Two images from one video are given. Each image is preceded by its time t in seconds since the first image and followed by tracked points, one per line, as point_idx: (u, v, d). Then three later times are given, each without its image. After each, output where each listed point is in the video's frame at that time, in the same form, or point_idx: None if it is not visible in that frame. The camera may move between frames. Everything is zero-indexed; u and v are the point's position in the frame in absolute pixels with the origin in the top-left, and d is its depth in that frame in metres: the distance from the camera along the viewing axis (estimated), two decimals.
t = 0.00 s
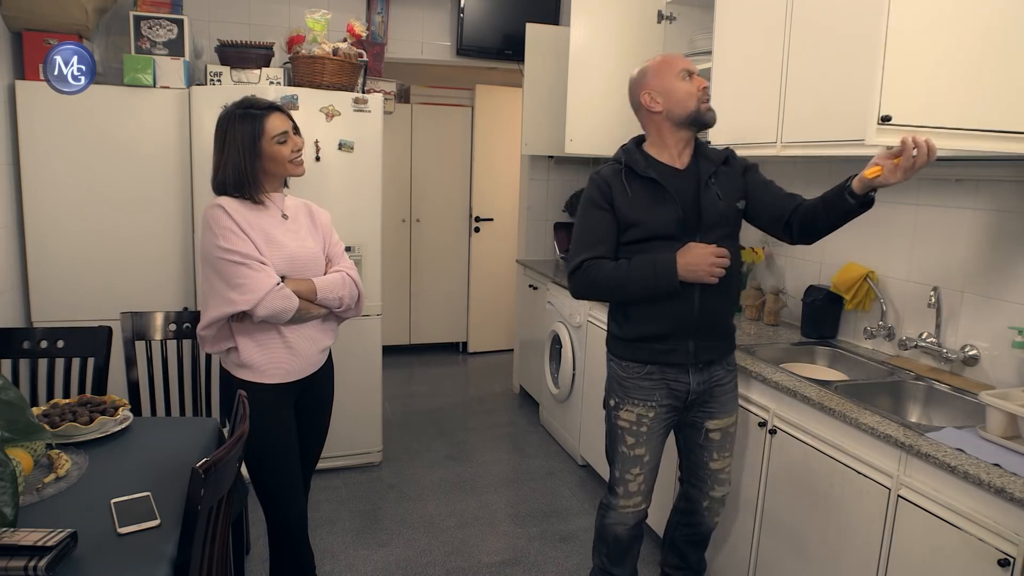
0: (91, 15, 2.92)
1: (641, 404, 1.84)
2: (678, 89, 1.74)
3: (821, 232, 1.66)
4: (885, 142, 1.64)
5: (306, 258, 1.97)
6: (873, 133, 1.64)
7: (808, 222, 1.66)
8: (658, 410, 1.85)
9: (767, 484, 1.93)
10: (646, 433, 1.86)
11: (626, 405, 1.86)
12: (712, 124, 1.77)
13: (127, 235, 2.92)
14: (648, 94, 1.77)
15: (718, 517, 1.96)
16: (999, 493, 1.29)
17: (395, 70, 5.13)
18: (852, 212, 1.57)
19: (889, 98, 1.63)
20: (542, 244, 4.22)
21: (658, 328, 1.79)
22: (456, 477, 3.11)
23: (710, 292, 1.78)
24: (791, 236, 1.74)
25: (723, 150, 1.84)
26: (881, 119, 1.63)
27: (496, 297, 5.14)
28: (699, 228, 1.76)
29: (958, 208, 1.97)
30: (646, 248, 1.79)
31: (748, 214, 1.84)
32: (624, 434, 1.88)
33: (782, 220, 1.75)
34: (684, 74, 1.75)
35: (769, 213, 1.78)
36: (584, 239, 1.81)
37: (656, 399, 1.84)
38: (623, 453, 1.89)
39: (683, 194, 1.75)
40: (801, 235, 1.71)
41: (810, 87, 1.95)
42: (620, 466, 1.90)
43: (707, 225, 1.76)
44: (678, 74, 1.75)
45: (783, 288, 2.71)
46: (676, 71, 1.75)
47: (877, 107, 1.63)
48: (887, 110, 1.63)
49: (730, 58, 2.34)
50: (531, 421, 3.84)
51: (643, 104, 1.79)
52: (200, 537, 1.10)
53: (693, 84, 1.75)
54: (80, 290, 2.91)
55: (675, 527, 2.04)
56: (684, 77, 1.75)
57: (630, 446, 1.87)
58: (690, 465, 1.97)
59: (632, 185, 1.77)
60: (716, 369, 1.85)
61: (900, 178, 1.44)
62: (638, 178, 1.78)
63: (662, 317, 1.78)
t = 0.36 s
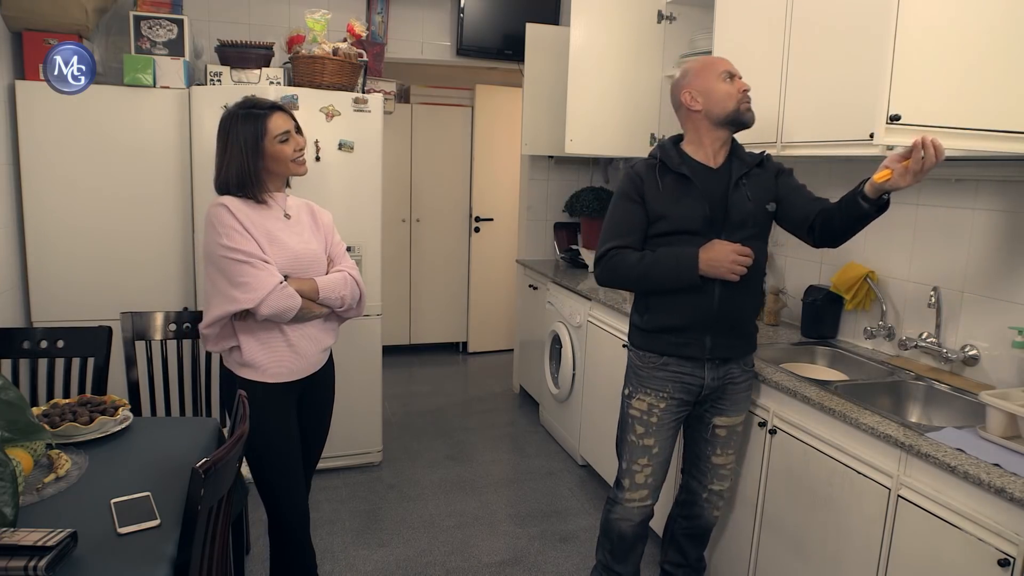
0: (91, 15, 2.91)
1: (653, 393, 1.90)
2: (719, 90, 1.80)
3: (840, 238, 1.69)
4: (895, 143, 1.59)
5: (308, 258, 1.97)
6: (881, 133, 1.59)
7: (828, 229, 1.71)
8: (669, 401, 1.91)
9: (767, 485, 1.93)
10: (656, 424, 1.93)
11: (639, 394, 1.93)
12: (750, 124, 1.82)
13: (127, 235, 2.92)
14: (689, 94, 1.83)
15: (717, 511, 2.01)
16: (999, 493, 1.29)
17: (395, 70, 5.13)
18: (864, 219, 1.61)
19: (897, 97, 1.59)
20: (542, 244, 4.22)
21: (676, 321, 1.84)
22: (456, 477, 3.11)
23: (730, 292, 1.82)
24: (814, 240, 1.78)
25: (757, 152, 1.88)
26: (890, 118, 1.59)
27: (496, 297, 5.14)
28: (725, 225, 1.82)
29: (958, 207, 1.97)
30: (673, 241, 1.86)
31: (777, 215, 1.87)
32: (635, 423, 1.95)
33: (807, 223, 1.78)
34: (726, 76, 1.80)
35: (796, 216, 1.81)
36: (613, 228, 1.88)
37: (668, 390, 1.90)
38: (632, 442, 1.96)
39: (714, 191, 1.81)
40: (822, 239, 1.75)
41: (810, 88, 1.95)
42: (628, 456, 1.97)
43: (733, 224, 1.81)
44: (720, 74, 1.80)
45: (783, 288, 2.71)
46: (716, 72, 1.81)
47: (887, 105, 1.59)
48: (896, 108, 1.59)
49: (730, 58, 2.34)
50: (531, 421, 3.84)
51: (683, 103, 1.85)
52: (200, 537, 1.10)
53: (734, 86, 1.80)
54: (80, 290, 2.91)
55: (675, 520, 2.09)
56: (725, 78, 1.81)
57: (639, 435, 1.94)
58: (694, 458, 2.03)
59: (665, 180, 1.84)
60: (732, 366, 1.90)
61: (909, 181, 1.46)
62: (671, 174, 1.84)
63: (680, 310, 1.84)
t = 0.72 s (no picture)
0: (91, 15, 2.91)
1: (652, 384, 1.92)
2: (736, 91, 1.80)
3: (848, 238, 1.69)
4: (897, 142, 1.60)
5: (313, 257, 1.97)
6: (883, 133, 1.60)
7: (836, 232, 1.70)
8: (668, 394, 1.92)
9: (767, 485, 1.93)
10: (655, 416, 1.94)
11: (639, 385, 1.95)
12: (766, 126, 1.82)
13: (126, 236, 2.92)
14: (706, 95, 1.84)
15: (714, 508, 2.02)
16: (999, 493, 1.29)
17: (395, 70, 5.12)
18: (869, 220, 1.60)
19: (899, 97, 1.59)
20: (542, 244, 4.22)
21: (678, 315, 1.86)
22: (456, 477, 3.11)
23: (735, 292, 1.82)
24: (823, 241, 1.77)
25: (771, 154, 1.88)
26: (891, 118, 1.59)
27: (496, 296, 5.14)
28: (733, 225, 1.82)
29: (958, 207, 1.97)
30: (681, 237, 1.86)
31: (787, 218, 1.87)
32: (634, 414, 1.97)
33: (817, 223, 1.78)
34: (744, 77, 1.79)
35: (806, 217, 1.80)
36: (624, 220, 1.89)
37: (668, 382, 1.91)
38: (631, 433, 1.98)
39: (726, 190, 1.82)
40: (830, 239, 1.74)
41: (810, 88, 1.96)
42: (627, 447, 1.99)
43: (741, 224, 1.82)
44: (737, 76, 1.80)
45: (783, 288, 2.71)
46: (735, 73, 1.80)
47: (888, 105, 1.60)
48: (898, 109, 1.59)
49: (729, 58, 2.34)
50: (531, 421, 3.84)
51: (700, 104, 1.86)
52: (200, 537, 1.10)
53: (751, 88, 1.79)
54: (80, 290, 2.91)
55: (673, 518, 2.10)
56: (743, 80, 1.80)
57: (638, 427, 1.96)
58: (691, 452, 2.04)
59: (679, 177, 1.85)
60: (731, 364, 1.91)
61: (911, 184, 1.47)
62: (686, 171, 1.85)
63: (684, 304, 1.85)
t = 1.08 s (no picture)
0: (91, 15, 2.91)
1: (639, 376, 1.97)
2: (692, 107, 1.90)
3: (848, 247, 1.66)
4: (895, 142, 1.59)
5: (327, 257, 1.98)
6: (881, 133, 1.59)
7: (837, 237, 1.67)
8: (655, 387, 1.96)
9: (767, 485, 1.93)
10: (642, 408, 1.98)
11: (628, 377, 2.01)
12: (705, 134, 1.84)
13: (126, 236, 2.92)
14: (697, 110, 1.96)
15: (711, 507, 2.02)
16: (999, 493, 1.29)
17: (395, 70, 5.12)
18: (868, 223, 1.59)
19: (897, 97, 1.59)
20: (542, 244, 4.22)
21: (664, 311, 1.91)
22: (456, 477, 3.11)
23: (721, 292, 1.83)
24: (822, 249, 1.74)
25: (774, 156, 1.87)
26: (889, 118, 1.58)
27: (495, 296, 5.14)
28: (721, 226, 1.84)
29: (958, 207, 1.97)
30: (671, 236, 1.91)
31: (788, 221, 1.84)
32: (624, 406, 2.02)
33: (817, 230, 1.74)
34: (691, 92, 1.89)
35: (805, 224, 1.78)
36: (618, 217, 1.97)
37: (654, 375, 1.95)
38: (621, 424, 2.02)
39: (717, 190, 1.85)
40: (831, 248, 1.71)
41: (809, 88, 1.96)
42: (618, 438, 2.03)
43: (728, 225, 1.84)
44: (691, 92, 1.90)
45: (783, 288, 2.71)
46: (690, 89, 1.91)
47: (887, 106, 1.59)
48: (896, 109, 1.59)
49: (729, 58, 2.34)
50: (531, 421, 3.84)
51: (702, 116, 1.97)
52: (200, 536, 1.10)
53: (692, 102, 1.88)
54: (79, 290, 2.91)
55: (672, 516, 2.10)
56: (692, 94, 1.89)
57: (627, 418, 2.01)
58: (685, 451, 2.05)
59: (671, 176, 1.90)
60: (720, 362, 1.91)
61: (910, 185, 1.46)
62: (679, 171, 1.90)
63: (669, 300, 1.89)
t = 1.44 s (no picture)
0: (91, 14, 2.91)
1: (635, 380, 1.98)
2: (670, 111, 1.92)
3: (845, 249, 1.65)
4: (879, 142, 1.60)
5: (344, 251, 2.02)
6: (866, 134, 1.60)
7: (832, 237, 1.67)
8: (650, 390, 1.96)
9: (767, 485, 1.93)
10: (638, 411, 1.99)
11: (625, 380, 2.01)
12: (685, 136, 1.85)
13: (126, 235, 2.92)
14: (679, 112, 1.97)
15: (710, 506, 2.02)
16: (1000, 493, 1.29)
17: (395, 70, 5.12)
18: (863, 225, 1.59)
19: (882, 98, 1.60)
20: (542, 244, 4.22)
21: (656, 316, 1.92)
22: (456, 477, 3.11)
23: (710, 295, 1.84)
24: (816, 249, 1.74)
25: (759, 152, 1.86)
26: (874, 119, 1.59)
27: (496, 296, 5.14)
28: (704, 229, 1.85)
29: (958, 208, 1.97)
30: (658, 241, 1.93)
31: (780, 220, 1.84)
32: (621, 408, 2.03)
33: (812, 231, 1.75)
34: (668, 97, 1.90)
35: (797, 225, 1.78)
36: (605, 225, 2.02)
37: (649, 378, 1.96)
38: (619, 426, 2.03)
39: (698, 194, 1.86)
40: (829, 250, 1.70)
41: (808, 88, 1.96)
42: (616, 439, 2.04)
43: (712, 228, 1.84)
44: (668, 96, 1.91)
45: (783, 288, 2.71)
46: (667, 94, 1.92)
47: (871, 107, 1.60)
48: (881, 110, 1.60)
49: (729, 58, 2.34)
50: (531, 421, 3.84)
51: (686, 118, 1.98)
52: (200, 537, 1.10)
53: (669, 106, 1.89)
54: (80, 291, 2.91)
55: (672, 516, 2.09)
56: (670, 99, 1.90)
57: (624, 420, 2.01)
58: (684, 453, 2.05)
59: (652, 182, 1.93)
60: (714, 364, 1.90)
61: (904, 184, 1.46)
62: (660, 176, 1.92)
63: (660, 305, 1.91)
